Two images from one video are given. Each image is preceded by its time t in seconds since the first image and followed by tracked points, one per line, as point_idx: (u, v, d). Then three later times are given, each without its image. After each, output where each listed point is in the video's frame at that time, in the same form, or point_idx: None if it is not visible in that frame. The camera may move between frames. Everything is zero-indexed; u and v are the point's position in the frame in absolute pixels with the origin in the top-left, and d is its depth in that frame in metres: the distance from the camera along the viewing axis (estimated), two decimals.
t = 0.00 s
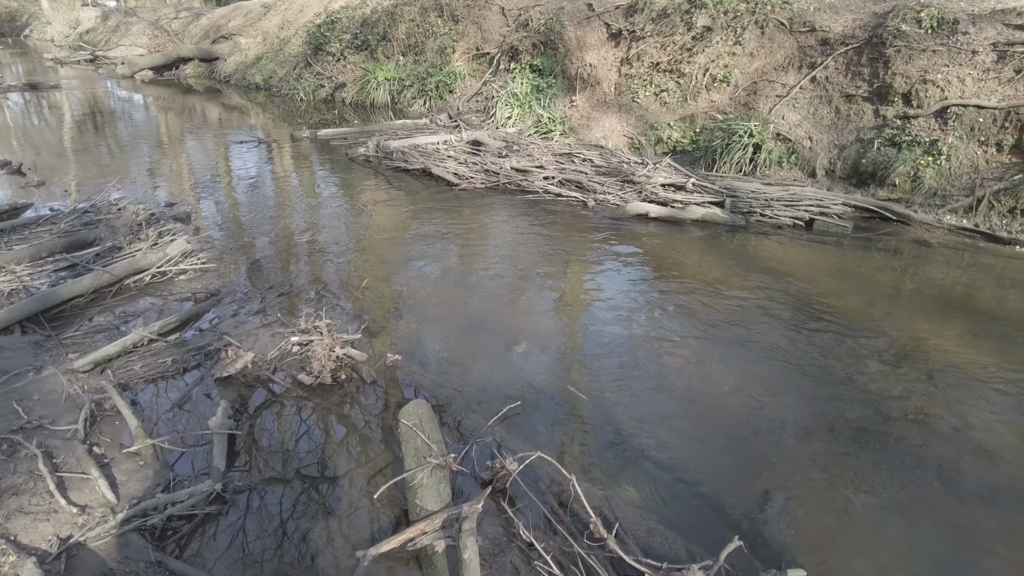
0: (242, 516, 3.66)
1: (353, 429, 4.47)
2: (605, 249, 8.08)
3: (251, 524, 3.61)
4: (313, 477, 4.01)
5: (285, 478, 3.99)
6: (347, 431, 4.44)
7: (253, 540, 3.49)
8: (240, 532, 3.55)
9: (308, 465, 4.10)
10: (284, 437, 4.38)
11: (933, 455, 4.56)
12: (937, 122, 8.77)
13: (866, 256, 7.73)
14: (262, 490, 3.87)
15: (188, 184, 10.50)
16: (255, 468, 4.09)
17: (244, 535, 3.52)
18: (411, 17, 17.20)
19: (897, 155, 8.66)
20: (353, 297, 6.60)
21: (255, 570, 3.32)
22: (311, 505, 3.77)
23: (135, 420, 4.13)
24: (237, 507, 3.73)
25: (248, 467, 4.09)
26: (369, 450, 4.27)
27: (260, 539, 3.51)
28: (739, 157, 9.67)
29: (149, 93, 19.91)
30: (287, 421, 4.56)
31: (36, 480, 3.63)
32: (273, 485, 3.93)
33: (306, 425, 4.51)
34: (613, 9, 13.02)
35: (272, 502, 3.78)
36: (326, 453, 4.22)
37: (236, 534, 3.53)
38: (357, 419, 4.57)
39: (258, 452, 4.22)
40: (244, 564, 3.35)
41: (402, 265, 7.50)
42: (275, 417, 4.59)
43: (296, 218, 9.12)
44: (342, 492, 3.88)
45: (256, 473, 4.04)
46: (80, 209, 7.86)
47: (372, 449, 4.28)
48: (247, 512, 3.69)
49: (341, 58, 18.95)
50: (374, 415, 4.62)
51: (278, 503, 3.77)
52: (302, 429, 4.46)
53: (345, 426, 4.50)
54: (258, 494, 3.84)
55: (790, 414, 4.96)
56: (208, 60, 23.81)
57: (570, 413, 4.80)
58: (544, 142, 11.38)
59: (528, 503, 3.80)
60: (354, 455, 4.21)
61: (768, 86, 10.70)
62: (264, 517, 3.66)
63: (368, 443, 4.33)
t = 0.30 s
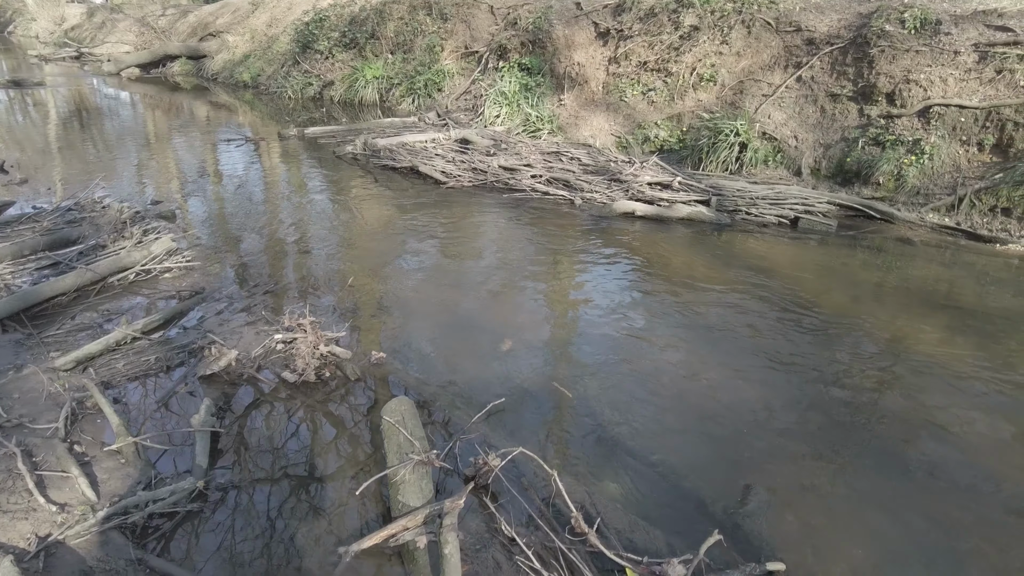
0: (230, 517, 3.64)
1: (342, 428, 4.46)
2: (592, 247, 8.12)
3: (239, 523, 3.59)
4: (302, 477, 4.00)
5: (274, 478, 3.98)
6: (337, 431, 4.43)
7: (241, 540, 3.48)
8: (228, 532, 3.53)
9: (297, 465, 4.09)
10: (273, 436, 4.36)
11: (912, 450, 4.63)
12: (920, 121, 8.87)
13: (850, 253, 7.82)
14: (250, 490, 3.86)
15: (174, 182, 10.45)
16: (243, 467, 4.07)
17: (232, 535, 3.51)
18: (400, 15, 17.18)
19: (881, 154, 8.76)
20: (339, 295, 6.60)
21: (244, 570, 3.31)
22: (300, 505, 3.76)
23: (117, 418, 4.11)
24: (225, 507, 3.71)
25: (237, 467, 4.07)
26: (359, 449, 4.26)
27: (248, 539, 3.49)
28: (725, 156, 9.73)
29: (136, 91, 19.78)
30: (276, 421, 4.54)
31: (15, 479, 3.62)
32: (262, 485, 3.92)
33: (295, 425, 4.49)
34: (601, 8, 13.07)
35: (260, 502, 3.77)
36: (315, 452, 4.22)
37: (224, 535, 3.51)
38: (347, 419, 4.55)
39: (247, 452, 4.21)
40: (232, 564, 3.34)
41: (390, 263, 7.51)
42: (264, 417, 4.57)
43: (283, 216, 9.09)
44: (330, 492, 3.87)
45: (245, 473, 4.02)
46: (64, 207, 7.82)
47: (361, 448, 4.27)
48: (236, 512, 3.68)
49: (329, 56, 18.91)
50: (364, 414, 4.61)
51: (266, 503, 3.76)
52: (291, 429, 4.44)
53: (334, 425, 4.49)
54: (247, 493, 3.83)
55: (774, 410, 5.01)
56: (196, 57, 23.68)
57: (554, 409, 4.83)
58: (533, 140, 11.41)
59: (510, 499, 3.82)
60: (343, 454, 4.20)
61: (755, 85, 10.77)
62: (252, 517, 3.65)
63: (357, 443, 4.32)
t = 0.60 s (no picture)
0: (211, 518, 3.59)
1: (324, 428, 4.43)
2: (574, 244, 8.15)
3: (220, 524, 3.55)
4: (283, 477, 3.96)
5: (256, 478, 3.95)
6: (318, 430, 4.40)
7: (222, 541, 3.44)
8: (210, 533, 3.49)
9: (278, 465, 4.06)
10: (254, 437, 4.33)
11: (884, 442, 4.71)
12: (894, 120, 9.03)
13: (825, 250, 7.93)
14: (231, 490, 3.82)
15: (150, 179, 10.34)
16: (224, 468, 4.03)
17: (213, 536, 3.47)
18: (381, 13, 17.11)
19: (857, 152, 8.91)
20: (318, 292, 6.58)
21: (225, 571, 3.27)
22: (282, 505, 3.72)
23: (88, 415, 4.06)
24: (205, 508, 3.67)
25: (217, 467, 4.02)
26: (341, 448, 4.23)
27: (230, 540, 3.45)
28: (704, 154, 9.83)
29: (113, 88, 19.50)
30: (255, 420, 4.52)
31: None
32: (243, 485, 3.88)
33: (277, 426, 4.46)
34: (582, 7, 13.12)
35: (242, 502, 3.73)
36: (296, 453, 4.18)
37: (205, 536, 3.47)
38: (329, 418, 4.52)
39: (228, 453, 4.16)
40: (213, 564, 3.30)
41: (371, 260, 7.49)
42: (245, 418, 4.53)
43: (261, 213, 9.03)
44: (311, 491, 3.85)
45: (224, 473, 3.98)
46: (36, 204, 7.70)
47: (342, 447, 4.24)
48: (217, 513, 3.63)
49: (310, 53, 18.80)
50: (345, 413, 4.58)
51: (247, 503, 3.72)
52: (273, 430, 4.41)
53: (316, 425, 4.46)
54: (228, 494, 3.80)
55: (750, 404, 5.07)
56: (175, 53, 23.41)
57: (530, 404, 4.86)
58: (514, 138, 11.45)
59: (484, 492, 3.84)
60: (324, 454, 4.18)
61: (734, 84, 10.88)
62: (234, 517, 3.60)
63: (338, 442, 4.29)
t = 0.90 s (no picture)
0: (189, 521, 3.55)
1: (303, 428, 4.38)
2: (551, 239, 8.18)
3: (197, 527, 3.51)
4: (262, 478, 3.92)
5: (234, 480, 3.90)
6: (297, 431, 4.35)
7: (201, 545, 3.40)
8: (187, 537, 3.45)
9: (256, 467, 4.01)
10: (232, 438, 4.28)
11: (853, 430, 4.80)
12: (862, 116, 9.20)
13: (796, 243, 8.07)
14: (210, 493, 3.78)
15: (120, 177, 10.19)
16: (201, 471, 3.97)
17: (190, 540, 3.43)
18: (356, 9, 17.00)
19: (827, 147, 9.08)
20: (291, 289, 6.55)
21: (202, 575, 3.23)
22: (262, 508, 3.68)
23: (52, 416, 3.98)
24: (182, 512, 3.62)
25: (193, 470, 3.97)
26: (319, 448, 4.18)
27: (208, 543, 3.41)
28: (677, 149, 9.93)
29: (82, 84, 19.14)
30: (225, 417, 4.50)
31: None
32: (221, 487, 3.84)
33: (255, 427, 4.40)
34: (557, 3, 13.17)
35: (220, 505, 3.69)
36: (274, 454, 4.14)
37: (182, 540, 3.43)
38: (308, 418, 4.48)
39: (205, 455, 4.11)
40: (191, 568, 3.27)
41: (348, 257, 7.46)
42: (221, 419, 4.48)
43: (234, 211, 8.95)
44: (290, 491, 3.80)
45: (201, 476, 3.93)
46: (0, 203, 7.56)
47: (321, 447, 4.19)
48: (195, 517, 3.59)
49: (284, 50, 18.61)
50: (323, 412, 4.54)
51: (226, 506, 3.68)
52: (251, 431, 4.35)
53: (294, 426, 4.41)
54: (206, 497, 3.75)
55: (723, 396, 5.14)
56: (145, 50, 23.03)
57: (503, 397, 4.88)
58: (489, 134, 11.47)
59: (456, 485, 3.85)
60: (303, 454, 4.13)
61: (707, 80, 11.00)
62: (212, 521, 3.56)
63: (317, 441, 4.24)
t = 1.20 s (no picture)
0: (165, 527, 3.50)
1: (280, 429, 4.34)
2: (527, 234, 8.21)
3: (174, 533, 3.46)
4: (239, 480, 3.87)
5: (210, 484, 3.85)
6: (274, 432, 4.31)
7: (178, 550, 3.36)
8: (163, 543, 3.40)
9: (233, 469, 3.96)
10: (208, 441, 4.22)
11: (823, 416, 4.91)
12: (829, 108, 9.38)
13: (767, 234, 8.21)
14: (186, 498, 3.72)
15: (85, 176, 9.98)
16: (176, 475, 3.92)
17: (167, 546, 3.38)
18: (327, 5, 16.83)
19: (795, 139, 9.25)
20: (264, 287, 6.49)
21: None
22: (240, 510, 3.63)
23: (15, 421, 3.89)
24: (158, 518, 3.57)
25: (168, 475, 3.92)
26: (297, 448, 4.14)
27: (185, 548, 3.37)
28: (649, 143, 10.03)
29: (44, 82, 18.66)
30: (196, 418, 4.47)
31: None
32: (194, 488, 3.81)
33: (231, 430, 4.35)
34: None
35: (197, 509, 3.64)
36: (251, 456, 4.09)
37: (159, 546, 3.38)
38: (284, 419, 4.44)
39: (180, 459, 4.05)
40: (167, 574, 3.23)
41: (323, 255, 7.40)
42: (196, 422, 4.42)
43: (203, 209, 8.82)
44: (268, 492, 3.76)
45: (177, 480, 3.88)
46: None
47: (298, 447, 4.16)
48: (172, 522, 3.54)
49: (253, 46, 18.38)
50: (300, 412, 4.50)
51: (202, 510, 3.62)
52: (227, 434, 4.30)
53: (271, 427, 4.37)
54: (182, 502, 3.69)
55: (698, 386, 5.21)
56: (110, 47, 22.55)
57: (478, 392, 4.90)
58: (462, 130, 11.46)
59: (431, 479, 3.87)
60: (281, 455, 4.08)
61: (678, 75, 11.11)
62: (188, 526, 3.51)
63: (295, 441, 4.21)
